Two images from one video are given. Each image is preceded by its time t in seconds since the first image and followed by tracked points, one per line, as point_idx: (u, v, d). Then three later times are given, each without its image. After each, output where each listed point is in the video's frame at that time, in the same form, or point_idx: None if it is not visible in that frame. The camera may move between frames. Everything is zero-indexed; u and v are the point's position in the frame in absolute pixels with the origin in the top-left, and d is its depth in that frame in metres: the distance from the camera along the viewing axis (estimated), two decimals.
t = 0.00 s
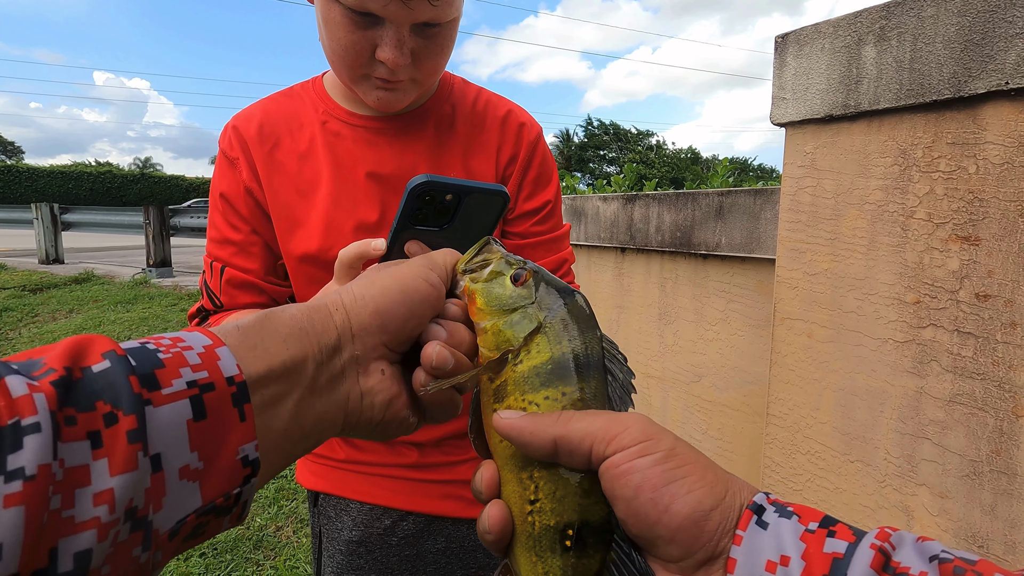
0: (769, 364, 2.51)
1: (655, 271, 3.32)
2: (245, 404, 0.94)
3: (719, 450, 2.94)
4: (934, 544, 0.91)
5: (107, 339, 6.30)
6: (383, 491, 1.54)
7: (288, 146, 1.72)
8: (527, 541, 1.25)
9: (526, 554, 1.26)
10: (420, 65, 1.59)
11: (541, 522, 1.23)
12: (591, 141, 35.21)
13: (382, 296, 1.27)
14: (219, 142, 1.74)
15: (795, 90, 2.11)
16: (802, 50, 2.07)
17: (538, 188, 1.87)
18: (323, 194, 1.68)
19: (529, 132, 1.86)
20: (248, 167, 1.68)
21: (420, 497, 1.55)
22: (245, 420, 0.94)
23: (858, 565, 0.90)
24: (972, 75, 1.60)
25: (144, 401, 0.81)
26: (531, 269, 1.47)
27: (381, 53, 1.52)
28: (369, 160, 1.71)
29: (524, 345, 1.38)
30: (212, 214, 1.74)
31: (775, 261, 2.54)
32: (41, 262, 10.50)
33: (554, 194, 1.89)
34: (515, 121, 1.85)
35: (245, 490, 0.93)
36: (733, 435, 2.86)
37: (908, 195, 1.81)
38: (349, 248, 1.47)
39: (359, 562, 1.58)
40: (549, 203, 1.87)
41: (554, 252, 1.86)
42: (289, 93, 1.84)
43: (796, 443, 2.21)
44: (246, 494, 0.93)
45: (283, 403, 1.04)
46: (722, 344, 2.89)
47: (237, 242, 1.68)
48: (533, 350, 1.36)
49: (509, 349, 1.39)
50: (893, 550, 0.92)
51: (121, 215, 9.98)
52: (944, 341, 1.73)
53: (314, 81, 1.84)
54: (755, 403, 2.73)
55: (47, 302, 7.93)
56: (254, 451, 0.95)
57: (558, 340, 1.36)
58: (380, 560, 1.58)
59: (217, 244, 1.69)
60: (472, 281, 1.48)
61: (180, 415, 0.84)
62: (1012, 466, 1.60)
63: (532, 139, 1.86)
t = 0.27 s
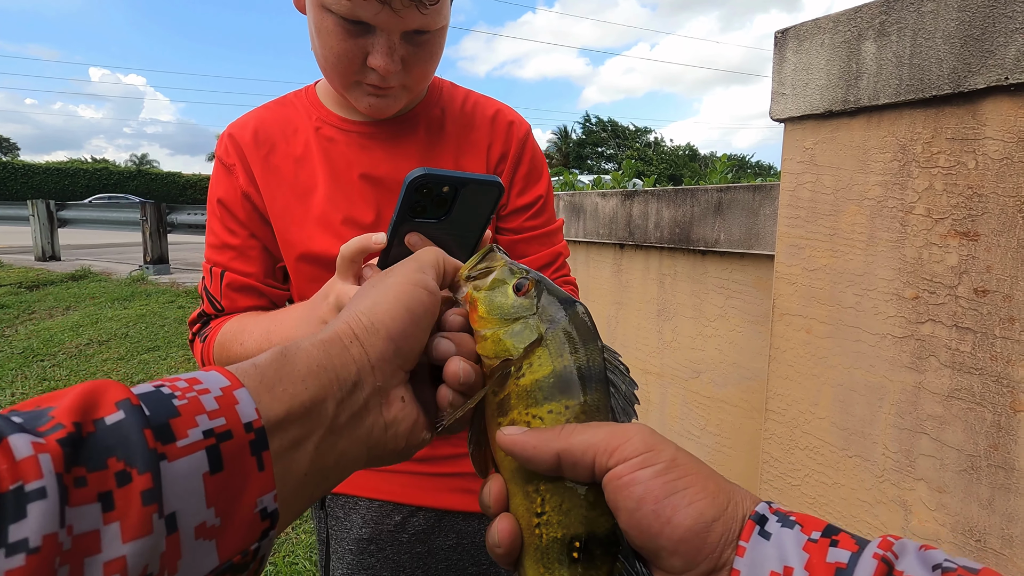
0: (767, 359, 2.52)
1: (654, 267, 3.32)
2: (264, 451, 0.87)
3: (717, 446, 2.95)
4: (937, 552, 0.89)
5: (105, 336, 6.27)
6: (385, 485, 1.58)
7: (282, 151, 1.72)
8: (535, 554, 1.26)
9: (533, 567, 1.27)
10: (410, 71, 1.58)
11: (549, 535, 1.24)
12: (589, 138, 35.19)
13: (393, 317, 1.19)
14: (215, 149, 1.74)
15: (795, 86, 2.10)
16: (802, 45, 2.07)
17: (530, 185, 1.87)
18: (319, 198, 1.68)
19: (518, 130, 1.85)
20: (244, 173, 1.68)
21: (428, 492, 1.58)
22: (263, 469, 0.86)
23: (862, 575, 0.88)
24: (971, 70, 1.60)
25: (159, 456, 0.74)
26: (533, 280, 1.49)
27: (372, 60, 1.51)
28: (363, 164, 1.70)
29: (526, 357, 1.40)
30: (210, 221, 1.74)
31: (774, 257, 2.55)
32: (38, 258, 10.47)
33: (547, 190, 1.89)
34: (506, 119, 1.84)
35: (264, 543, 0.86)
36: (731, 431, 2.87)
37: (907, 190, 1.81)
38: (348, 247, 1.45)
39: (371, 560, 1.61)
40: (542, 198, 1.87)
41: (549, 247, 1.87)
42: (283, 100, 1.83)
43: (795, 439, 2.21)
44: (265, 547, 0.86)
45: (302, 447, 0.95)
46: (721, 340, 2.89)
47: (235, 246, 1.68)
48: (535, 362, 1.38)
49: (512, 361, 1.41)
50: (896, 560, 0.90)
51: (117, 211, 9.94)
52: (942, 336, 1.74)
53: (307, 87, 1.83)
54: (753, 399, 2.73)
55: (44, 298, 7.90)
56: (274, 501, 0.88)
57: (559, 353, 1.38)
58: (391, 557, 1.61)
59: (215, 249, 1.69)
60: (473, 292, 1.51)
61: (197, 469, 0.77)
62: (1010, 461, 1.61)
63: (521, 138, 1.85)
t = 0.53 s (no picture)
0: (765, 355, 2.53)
1: (653, 263, 3.32)
2: (277, 438, 0.87)
3: (715, 441, 2.96)
4: (899, 532, 0.95)
5: (102, 333, 6.26)
6: (381, 481, 1.60)
7: (278, 174, 1.72)
8: (519, 536, 1.26)
9: (517, 551, 1.27)
10: (401, 99, 1.59)
11: (534, 516, 1.25)
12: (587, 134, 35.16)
13: (395, 308, 1.20)
14: (213, 175, 1.74)
15: (794, 82, 2.10)
16: (801, 41, 2.07)
17: (520, 192, 1.87)
18: (317, 217, 1.67)
19: (505, 140, 1.86)
20: (244, 196, 1.69)
21: (434, 488, 1.60)
22: (278, 455, 0.87)
23: (828, 554, 0.94)
24: (970, 66, 1.61)
25: (173, 443, 0.75)
26: (532, 272, 1.48)
27: (365, 90, 1.51)
28: (360, 184, 1.70)
29: (523, 347, 1.39)
30: (212, 246, 1.74)
31: (772, 253, 2.55)
32: (35, 255, 10.44)
33: (536, 196, 1.90)
34: (493, 130, 1.85)
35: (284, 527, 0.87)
36: (729, 426, 2.88)
37: (905, 186, 1.82)
38: (360, 249, 1.47)
39: (376, 557, 1.62)
40: (530, 204, 1.88)
41: (542, 250, 1.86)
42: (277, 125, 1.84)
43: (793, 434, 2.22)
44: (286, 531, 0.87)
45: (313, 433, 0.95)
46: (719, 336, 2.90)
47: (238, 264, 1.67)
48: (532, 352, 1.38)
49: (509, 350, 1.41)
50: (861, 540, 0.95)
51: (115, 208, 9.91)
52: (939, 332, 1.75)
53: (300, 111, 1.85)
54: (751, 394, 2.74)
55: (41, 295, 7.88)
56: (291, 486, 0.89)
57: (555, 345, 1.37)
58: (397, 555, 1.62)
59: (218, 269, 1.68)
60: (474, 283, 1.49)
61: (212, 455, 0.78)
62: (1005, 455, 1.62)
63: (508, 147, 1.86)
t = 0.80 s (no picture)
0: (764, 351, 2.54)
1: (652, 260, 3.33)
2: (296, 416, 0.89)
3: (713, 437, 2.97)
4: (848, 504, 0.96)
5: (101, 330, 6.26)
6: (388, 480, 1.61)
7: (279, 179, 1.72)
8: (502, 516, 1.29)
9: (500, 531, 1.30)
10: (401, 104, 1.59)
11: (518, 498, 1.27)
12: (586, 131, 35.14)
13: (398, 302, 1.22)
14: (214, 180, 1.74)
15: (793, 79, 2.11)
16: (800, 38, 2.07)
17: (516, 191, 1.88)
18: (319, 221, 1.68)
19: (501, 141, 1.87)
20: (246, 202, 1.69)
21: (445, 484, 1.63)
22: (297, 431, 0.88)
23: (783, 525, 0.94)
24: (968, 64, 1.61)
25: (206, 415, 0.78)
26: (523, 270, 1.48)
27: (367, 94, 1.51)
28: (361, 188, 1.71)
29: (511, 339, 1.41)
30: (212, 254, 1.73)
31: (771, 250, 2.56)
32: (33, 252, 10.42)
33: (531, 197, 1.91)
34: (489, 132, 1.86)
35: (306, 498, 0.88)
36: (727, 422, 2.89)
37: (903, 183, 1.82)
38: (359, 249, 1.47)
39: (391, 557, 1.64)
40: (525, 204, 1.88)
41: (537, 249, 1.86)
42: (277, 132, 1.85)
43: (791, 430, 2.24)
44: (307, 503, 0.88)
45: (326, 412, 0.96)
46: (718, 332, 2.91)
47: (239, 268, 1.67)
48: (519, 343, 1.39)
49: (498, 343, 1.42)
50: (814, 511, 0.97)
51: (113, 205, 9.88)
52: (937, 328, 1.76)
53: (299, 118, 1.85)
54: (749, 390, 2.76)
55: (38, 292, 7.86)
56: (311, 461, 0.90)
57: (542, 337, 1.39)
58: (412, 552, 1.65)
59: (219, 274, 1.68)
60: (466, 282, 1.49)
61: (239, 427, 0.80)
62: (1002, 450, 1.64)
63: (503, 149, 1.87)
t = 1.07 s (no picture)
0: (762, 347, 2.54)
1: (650, 256, 3.33)
2: (279, 396, 0.91)
3: (711, 434, 2.98)
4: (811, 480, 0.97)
5: (99, 328, 6.23)
6: (386, 482, 1.62)
7: (279, 177, 1.72)
8: (484, 500, 1.31)
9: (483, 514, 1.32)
10: (403, 98, 1.59)
11: (497, 481, 1.29)
12: (585, 128, 35.11)
13: (381, 289, 1.24)
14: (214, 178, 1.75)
15: (791, 76, 2.11)
16: (798, 35, 2.07)
17: (515, 190, 1.88)
18: (317, 218, 1.68)
19: (501, 141, 1.87)
20: (246, 199, 1.69)
21: (444, 485, 1.65)
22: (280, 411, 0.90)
23: (749, 500, 0.94)
24: (966, 60, 1.62)
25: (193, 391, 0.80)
26: (503, 259, 1.48)
27: (369, 85, 1.51)
28: (359, 184, 1.71)
29: (492, 327, 1.41)
30: (212, 252, 1.73)
31: (769, 247, 2.56)
32: (30, 249, 10.38)
33: (530, 196, 1.90)
34: (489, 132, 1.87)
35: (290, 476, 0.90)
36: (726, 419, 2.90)
37: (901, 179, 1.83)
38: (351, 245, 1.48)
39: (391, 561, 1.64)
40: (525, 203, 1.88)
41: (536, 249, 1.85)
42: (278, 131, 1.85)
43: (789, 426, 2.24)
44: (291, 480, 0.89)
45: (307, 394, 0.98)
46: (716, 329, 2.92)
47: (239, 265, 1.67)
48: (500, 331, 1.39)
49: (480, 331, 1.42)
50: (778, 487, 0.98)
51: (110, 202, 9.85)
52: (934, 324, 1.76)
53: (301, 117, 1.86)
54: (747, 387, 2.76)
55: (36, 290, 7.83)
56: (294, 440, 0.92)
57: (523, 325, 1.39)
58: (413, 556, 1.65)
59: (219, 271, 1.68)
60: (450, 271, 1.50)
61: (225, 404, 0.82)
62: (999, 446, 1.64)
63: (503, 148, 1.87)
